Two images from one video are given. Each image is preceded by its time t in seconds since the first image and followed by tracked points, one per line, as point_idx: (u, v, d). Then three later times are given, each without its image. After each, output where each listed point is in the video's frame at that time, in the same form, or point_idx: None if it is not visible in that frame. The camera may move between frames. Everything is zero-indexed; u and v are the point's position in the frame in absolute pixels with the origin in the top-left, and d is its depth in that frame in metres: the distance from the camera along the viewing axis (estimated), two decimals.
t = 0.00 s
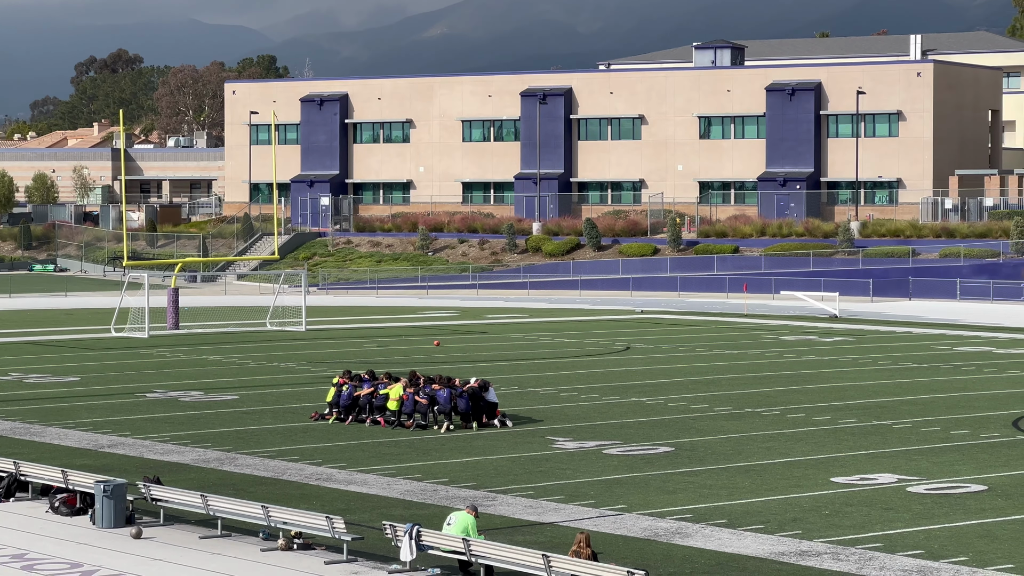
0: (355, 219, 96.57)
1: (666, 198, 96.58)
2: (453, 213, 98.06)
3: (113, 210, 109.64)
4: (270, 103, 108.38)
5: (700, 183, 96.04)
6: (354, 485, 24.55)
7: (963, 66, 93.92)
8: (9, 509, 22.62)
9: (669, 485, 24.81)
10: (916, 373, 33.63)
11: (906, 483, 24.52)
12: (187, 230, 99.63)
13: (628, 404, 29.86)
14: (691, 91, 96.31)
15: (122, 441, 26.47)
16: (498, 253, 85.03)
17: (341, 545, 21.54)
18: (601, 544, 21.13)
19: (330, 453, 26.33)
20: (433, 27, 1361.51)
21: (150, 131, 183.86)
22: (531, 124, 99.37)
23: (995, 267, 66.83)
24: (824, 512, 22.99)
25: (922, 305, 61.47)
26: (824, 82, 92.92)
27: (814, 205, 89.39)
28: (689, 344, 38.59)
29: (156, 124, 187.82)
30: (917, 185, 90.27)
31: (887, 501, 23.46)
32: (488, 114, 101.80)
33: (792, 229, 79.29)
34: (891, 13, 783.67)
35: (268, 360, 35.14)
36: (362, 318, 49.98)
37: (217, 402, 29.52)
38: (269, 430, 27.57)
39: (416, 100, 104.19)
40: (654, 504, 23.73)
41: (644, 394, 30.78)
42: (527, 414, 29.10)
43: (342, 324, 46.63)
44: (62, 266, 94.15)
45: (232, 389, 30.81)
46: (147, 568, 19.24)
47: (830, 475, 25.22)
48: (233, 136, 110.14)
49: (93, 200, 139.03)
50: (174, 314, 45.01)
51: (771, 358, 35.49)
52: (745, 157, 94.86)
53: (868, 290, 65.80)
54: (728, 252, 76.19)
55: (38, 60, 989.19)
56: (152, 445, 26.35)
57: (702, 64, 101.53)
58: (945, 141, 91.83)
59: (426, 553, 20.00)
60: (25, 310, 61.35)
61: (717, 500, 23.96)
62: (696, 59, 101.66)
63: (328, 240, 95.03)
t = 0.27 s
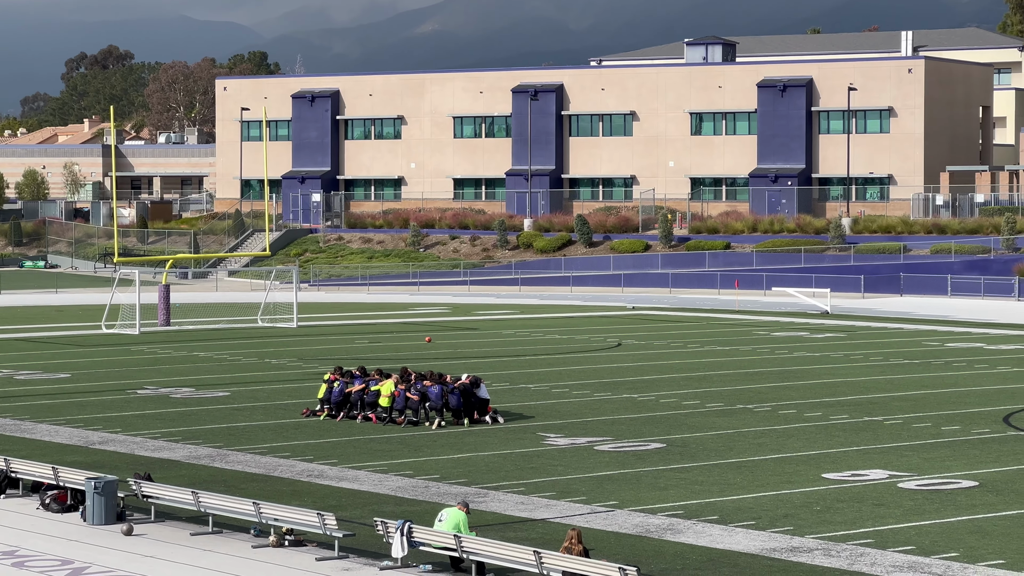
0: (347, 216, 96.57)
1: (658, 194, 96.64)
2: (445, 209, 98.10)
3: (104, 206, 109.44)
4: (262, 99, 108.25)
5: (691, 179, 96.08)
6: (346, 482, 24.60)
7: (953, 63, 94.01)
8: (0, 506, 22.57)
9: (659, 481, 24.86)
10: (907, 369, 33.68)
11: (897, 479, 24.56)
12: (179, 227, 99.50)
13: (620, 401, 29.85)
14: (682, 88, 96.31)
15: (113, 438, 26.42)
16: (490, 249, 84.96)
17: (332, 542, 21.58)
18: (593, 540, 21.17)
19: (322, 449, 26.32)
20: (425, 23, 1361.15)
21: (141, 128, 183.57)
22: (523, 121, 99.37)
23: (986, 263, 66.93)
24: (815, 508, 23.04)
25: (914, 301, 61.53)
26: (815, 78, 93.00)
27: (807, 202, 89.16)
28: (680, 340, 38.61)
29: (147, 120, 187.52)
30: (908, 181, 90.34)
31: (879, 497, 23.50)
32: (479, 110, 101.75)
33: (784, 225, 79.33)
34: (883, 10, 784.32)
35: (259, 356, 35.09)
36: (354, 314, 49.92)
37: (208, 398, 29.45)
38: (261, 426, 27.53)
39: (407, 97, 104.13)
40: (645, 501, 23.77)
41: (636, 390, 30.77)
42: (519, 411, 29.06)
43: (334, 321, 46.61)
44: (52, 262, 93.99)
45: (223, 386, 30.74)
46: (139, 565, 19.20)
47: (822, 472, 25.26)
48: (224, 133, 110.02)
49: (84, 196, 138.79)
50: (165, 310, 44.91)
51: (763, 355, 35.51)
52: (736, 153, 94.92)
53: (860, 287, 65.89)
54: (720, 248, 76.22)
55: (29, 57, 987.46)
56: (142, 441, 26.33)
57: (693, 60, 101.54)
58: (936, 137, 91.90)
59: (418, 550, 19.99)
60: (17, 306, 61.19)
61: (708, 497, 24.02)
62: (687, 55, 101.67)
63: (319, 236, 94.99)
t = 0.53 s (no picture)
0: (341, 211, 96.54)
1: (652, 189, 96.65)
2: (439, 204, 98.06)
3: (98, 201, 109.34)
4: (256, 95, 108.18)
5: (685, 174, 96.10)
6: (341, 478, 24.61)
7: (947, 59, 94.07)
8: None
9: (654, 477, 24.89)
10: (901, 364, 33.71)
11: (892, 474, 24.58)
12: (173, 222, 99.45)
13: (614, 396, 29.86)
14: (677, 83, 96.31)
15: (108, 434, 26.40)
16: (484, 245, 84.91)
17: (327, 537, 21.60)
18: (588, 535, 21.18)
19: (316, 444, 26.32)
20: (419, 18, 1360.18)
21: (136, 124, 183.39)
22: (517, 116, 99.40)
23: (980, 259, 66.96)
24: (810, 503, 23.07)
25: (908, 296, 61.55)
26: (810, 73, 93.11)
27: (800, 197, 88.83)
28: (675, 336, 38.61)
29: (141, 116, 187.35)
30: (902, 176, 90.37)
31: (873, 492, 23.53)
32: (474, 106, 101.73)
33: (779, 220, 79.38)
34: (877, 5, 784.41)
35: (254, 352, 35.05)
36: (348, 310, 49.90)
37: (202, 393, 29.42)
38: (255, 421, 27.50)
39: (401, 92, 104.07)
40: (639, 496, 23.82)
41: (630, 385, 30.78)
42: (513, 406, 29.04)
43: (328, 316, 46.60)
44: (47, 258, 93.90)
45: (217, 381, 30.71)
46: (133, 560, 19.18)
47: (816, 467, 25.30)
48: (218, 128, 109.93)
49: (78, 191, 138.67)
50: (160, 305, 44.86)
51: (757, 350, 35.53)
52: (731, 148, 94.95)
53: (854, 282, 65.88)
54: (715, 243, 76.26)
55: (23, 51, 986.07)
56: (137, 436, 26.31)
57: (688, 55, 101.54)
58: (930, 132, 91.92)
59: (412, 545, 20.00)
60: (11, 302, 61.15)
61: (703, 492, 24.05)
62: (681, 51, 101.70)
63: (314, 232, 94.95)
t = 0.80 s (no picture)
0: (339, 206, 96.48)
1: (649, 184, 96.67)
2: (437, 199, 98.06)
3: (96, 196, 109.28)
4: (253, 90, 108.13)
5: (683, 169, 96.09)
6: (338, 473, 24.65)
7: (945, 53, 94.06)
8: None
9: (651, 472, 24.92)
10: (899, 359, 33.73)
11: (890, 469, 24.61)
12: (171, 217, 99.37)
13: (613, 390, 29.87)
14: (674, 77, 96.27)
15: (106, 428, 26.40)
16: (482, 240, 84.88)
17: (324, 532, 21.62)
18: (586, 530, 21.21)
19: (314, 439, 26.33)
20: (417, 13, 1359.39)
21: (133, 119, 183.27)
22: (515, 111, 99.34)
23: (978, 254, 66.99)
24: (808, 498, 23.10)
25: (906, 291, 61.57)
26: (806, 68, 93.02)
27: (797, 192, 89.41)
28: (671, 331, 38.62)
29: (138, 111, 187.21)
30: (900, 171, 90.38)
31: (871, 487, 23.55)
32: (471, 101, 101.70)
33: (776, 215, 79.43)
34: None
35: (251, 347, 35.03)
36: (346, 305, 49.92)
37: (200, 388, 29.42)
38: (252, 416, 27.49)
39: (399, 87, 104.01)
40: (638, 491, 23.85)
41: (628, 380, 30.80)
42: (511, 401, 29.04)
43: (325, 311, 46.60)
44: (45, 252, 93.85)
45: (215, 376, 30.73)
46: (131, 555, 19.20)
47: (814, 462, 25.34)
48: (216, 123, 109.87)
49: (75, 186, 138.57)
50: (158, 300, 44.83)
51: (754, 345, 35.55)
52: (728, 143, 94.94)
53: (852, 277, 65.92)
54: (712, 238, 76.31)
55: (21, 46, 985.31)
56: (135, 431, 26.32)
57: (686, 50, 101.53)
58: (928, 126, 91.89)
59: (410, 539, 20.03)
60: (9, 297, 61.12)
61: (701, 487, 24.10)
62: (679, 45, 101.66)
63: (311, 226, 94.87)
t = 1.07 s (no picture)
0: (341, 200, 96.48)
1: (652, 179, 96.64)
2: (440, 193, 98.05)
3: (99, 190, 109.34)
4: (256, 84, 108.09)
5: (686, 164, 96.02)
6: (341, 467, 24.68)
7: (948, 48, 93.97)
8: None
9: (654, 467, 24.94)
10: (901, 354, 33.73)
11: (892, 464, 24.61)
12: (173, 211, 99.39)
13: (616, 385, 29.88)
14: (677, 72, 96.18)
15: (109, 423, 26.41)
16: (485, 233, 84.81)
17: (327, 526, 21.66)
18: (588, 525, 21.23)
19: (316, 434, 26.33)
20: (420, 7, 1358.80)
21: (135, 113, 183.25)
22: (518, 106, 99.35)
23: (981, 249, 66.98)
24: (811, 493, 23.11)
25: (909, 285, 61.58)
26: (810, 63, 93.00)
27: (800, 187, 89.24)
28: (674, 325, 38.63)
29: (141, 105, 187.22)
30: (904, 166, 90.28)
31: (874, 482, 23.57)
32: (474, 95, 101.67)
33: (779, 210, 79.45)
34: None
35: (253, 341, 35.04)
36: (348, 300, 49.96)
37: (202, 383, 29.45)
38: (255, 411, 27.50)
39: (401, 81, 103.97)
40: (640, 486, 23.87)
41: (630, 375, 30.81)
42: (513, 396, 29.05)
43: (327, 306, 46.63)
44: (48, 247, 93.81)
45: (217, 370, 30.75)
46: (135, 549, 19.24)
47: (816, 456, 25.34)
48: (219, 118, 109.87)
49: (79, 181, 138.60)
50: (161, 294, 44.87)
51: (756, 339, 35.56)
52: (732, 138, 94.90)
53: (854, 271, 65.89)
54: (715, 233, 76.34)
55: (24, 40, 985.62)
56: (138, 426, 26.34)
57: (689, 45, 101.48)
58: (931, 120, 91.79)
59: (413, 534, 20.05)
60: (12, 292, 61.23)
61: (703, 481, 24.12)
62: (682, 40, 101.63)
63: (314, 221, 94.87)
